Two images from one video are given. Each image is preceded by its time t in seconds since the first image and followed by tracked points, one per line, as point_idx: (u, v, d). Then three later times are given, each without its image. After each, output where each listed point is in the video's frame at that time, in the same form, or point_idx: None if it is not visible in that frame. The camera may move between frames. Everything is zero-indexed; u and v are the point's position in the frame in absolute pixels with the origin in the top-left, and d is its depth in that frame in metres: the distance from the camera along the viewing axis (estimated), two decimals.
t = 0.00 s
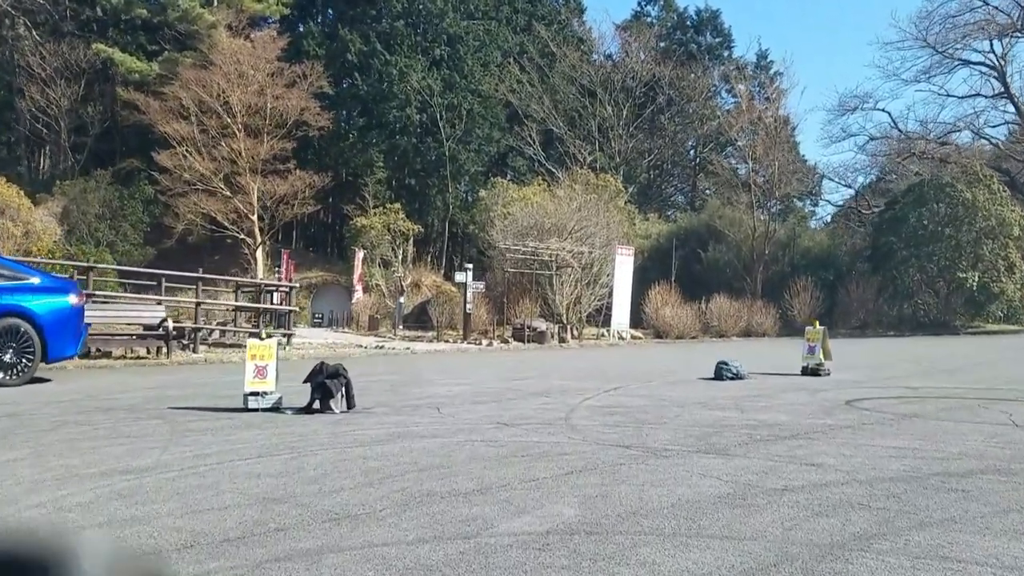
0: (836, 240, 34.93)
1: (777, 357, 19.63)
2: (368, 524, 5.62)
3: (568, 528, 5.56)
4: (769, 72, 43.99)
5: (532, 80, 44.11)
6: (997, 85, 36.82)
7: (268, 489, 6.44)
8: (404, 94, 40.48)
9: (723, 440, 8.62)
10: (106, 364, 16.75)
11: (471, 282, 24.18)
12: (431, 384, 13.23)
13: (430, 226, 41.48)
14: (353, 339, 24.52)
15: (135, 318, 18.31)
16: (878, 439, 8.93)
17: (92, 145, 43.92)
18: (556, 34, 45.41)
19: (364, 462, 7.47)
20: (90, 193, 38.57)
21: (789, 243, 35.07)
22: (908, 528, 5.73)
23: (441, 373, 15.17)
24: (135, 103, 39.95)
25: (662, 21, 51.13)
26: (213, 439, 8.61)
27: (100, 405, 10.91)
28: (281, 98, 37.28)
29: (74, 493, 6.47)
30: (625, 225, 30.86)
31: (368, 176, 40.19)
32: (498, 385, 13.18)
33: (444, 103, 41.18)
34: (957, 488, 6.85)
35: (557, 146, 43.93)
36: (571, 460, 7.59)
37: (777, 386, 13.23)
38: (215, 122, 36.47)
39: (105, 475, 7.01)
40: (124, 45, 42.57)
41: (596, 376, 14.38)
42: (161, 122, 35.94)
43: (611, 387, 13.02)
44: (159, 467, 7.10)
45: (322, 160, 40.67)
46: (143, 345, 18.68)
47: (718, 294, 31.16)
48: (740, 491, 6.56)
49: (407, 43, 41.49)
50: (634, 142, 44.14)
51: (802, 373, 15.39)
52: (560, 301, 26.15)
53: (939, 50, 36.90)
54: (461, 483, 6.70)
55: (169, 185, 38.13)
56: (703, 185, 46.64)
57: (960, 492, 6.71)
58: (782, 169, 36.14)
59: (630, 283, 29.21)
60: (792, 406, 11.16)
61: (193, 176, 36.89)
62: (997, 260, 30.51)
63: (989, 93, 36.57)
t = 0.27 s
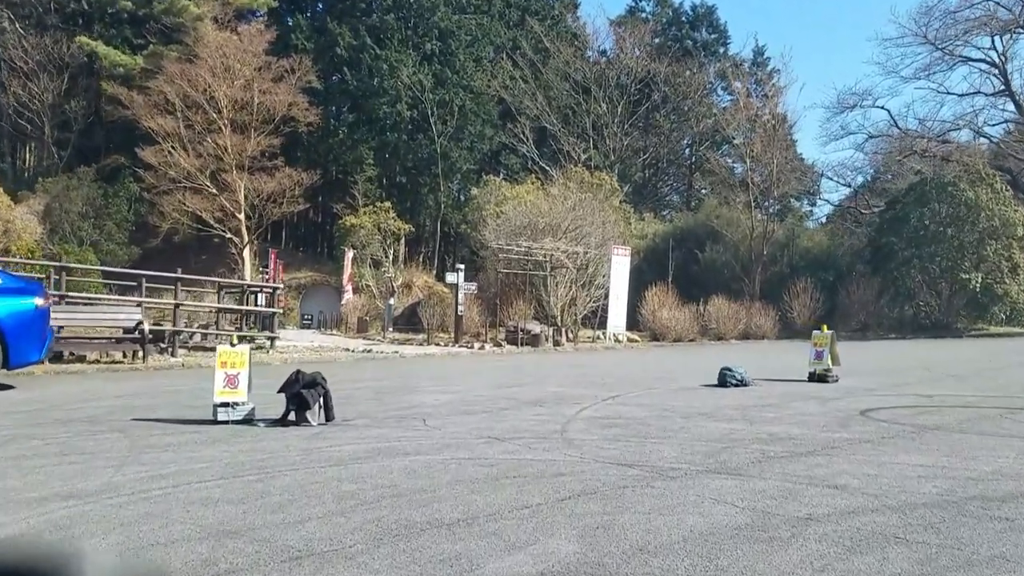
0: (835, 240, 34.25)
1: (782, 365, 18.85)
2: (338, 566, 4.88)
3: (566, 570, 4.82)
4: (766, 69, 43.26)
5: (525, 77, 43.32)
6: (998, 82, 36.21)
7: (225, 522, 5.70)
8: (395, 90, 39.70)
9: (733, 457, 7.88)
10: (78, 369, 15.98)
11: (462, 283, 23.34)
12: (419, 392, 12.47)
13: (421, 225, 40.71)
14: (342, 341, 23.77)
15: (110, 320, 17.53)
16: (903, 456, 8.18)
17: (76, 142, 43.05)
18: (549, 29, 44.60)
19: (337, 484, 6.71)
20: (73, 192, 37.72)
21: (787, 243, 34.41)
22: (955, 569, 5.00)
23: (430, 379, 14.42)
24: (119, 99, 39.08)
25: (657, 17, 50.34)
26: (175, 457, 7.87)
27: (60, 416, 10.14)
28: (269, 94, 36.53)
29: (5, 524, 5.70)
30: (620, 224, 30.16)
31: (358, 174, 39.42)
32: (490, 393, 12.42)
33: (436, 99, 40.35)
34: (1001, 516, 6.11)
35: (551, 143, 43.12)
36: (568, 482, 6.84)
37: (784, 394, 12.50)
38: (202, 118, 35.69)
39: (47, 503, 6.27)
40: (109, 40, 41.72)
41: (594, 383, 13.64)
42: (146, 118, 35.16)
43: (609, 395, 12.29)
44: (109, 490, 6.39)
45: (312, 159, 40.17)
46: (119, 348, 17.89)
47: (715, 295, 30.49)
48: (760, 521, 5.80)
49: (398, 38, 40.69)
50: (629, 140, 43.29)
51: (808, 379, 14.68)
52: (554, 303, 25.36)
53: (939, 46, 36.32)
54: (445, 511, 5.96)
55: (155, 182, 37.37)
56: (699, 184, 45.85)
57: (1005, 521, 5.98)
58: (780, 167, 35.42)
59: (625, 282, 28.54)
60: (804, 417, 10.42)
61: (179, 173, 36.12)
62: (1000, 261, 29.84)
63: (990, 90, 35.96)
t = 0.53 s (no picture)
0: (836, 241, 33.54)
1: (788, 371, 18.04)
2: None
3: None
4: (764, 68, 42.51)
5: (519, 75, 42.45)
6: (1001, 80, 35.52)
7: (169, 562, 4.95)
8: (387, 87, 38.87)
9: (746, 479, 7.13)
10: (46, 375, 15.20)
11: (453, 284, 22.45)
12: (404, 401, 11.70)
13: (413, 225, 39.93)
14: (329, 344, 22.97)
15: (83, 324, 16.73)
16: (931, 477, 7.43)
17: (61, 140, 42.19)
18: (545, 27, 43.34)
19: (303, 514, 5.94)
20: (56, 190, 36.88)
21: (787, 243, 33.77)
22: None
23: (417, 386, 13.64)
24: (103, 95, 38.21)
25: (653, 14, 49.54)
26: (129, 479, 7.12)
27: (13, 429, 9.36)
28: (257, 91, 35.78)
29: None
30: (616, 224, 29.38)
31: (348, 173, 38.65)
32: (480, 402, 11.66)
33: (428, 97, 39.47)
34: None
35: (545, 142, 42.26)
36: (564, 510, 6.09)
37: (793, 403, 11.76)
38: (188, 115, 34.90)
39: None
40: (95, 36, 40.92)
41: (590, 391, 12.88)
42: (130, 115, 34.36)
43: (607, 404, 11.54)
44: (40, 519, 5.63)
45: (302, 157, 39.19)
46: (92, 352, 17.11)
47: (713, 297, 29.76)
48: (784, 560, 5.06)
49: (390, 34, 39.88)
50: (625, 139, 42.39)
51: (815, 386, 13.93)
52: (547, 304, 24.56)
53: (940, 44, 35.69)
54: (425, 548, 5.21)
55: (140, 181, 36.55)
56: (695, 184, 44.87)
57: None
58: (780, 167, 34.63)
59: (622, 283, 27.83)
60: (817, 430, 9.67)
61: (164, 171, 35.32)
62: (1005, 262, 29.11)
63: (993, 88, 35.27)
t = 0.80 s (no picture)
0: (837, 240, 32.79)
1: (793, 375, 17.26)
2: None
3: None
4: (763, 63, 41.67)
5: (513, 69, 41.47)
6: (1006, 76, 34.77)
7: None
8: (378, 80, 37.96)
9: (763, 502, 6.37)
10: (12, 376, 14.40)
11: (444, 281, 21.54)
12: (388, 406, 10.91)
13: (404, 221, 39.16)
14: (315, 343, 22.15)
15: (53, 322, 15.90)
16: (966, 500, 6.68)
17: (45, 132, 41.26)
18: (539, 19, 42.69)
19: (260, 547, 5.17)
20: (39, 183, 35.98)
21: (787, 240, 33.02)
22: None
23: (403, 389, 12.85)
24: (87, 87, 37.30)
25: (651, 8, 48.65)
26: (69, 500, 6.34)
27: None
28: (246, 83, 35.05)
29: None
30: (612, 221, 28.57)
31: (338, 167, 37.81)
32: (469, 407, 10.88)
33: (420, 90, 38.51)
34: None
35: (540, 137, 41.34)
36: (559, 542, 5.32)
37: (804, 411, 11.00)
38: (174, 107, 34.16)
39: None
40: (81, 26, 40.01)
41: (587, 397, 12.10)
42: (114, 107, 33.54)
43: (605, 412, 10.77)
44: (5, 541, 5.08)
45: (293, 152, 38.88)
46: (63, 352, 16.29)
47: (712, 296, 28.94)
48: None
49: (381, 26, 39.02)
50: (621, 135, 41.41)
51: (824, 391, 13.17)
52: (541, 302, 23.72)
53: (942, 39, 35.03)
54: None
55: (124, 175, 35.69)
56: (692, 181, 43.90)
57: None
58: (780, 164, 33.72)
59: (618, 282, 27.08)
60: (833, 442, 8.91)
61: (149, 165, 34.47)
62: (1010, 262, 28.37)
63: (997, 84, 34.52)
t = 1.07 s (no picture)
0: (835, 238, 32.15)
1: (797, 378, 16.51)
2: None
3: None
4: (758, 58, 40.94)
5: (505, 63, 40.61)
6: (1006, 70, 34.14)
7: None
8: (366, 74, 37.30)
9: (784, 532, 5.62)
10: None
11: (432, 280, 20.68)
12: (368, 415, 10.12)
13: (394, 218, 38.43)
14: (299, 344, 21.35)
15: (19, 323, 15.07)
16: (1010, 527, 5.95)
17: (25, 127, 40.28)
18: (530, 12, 41.89)
19: None
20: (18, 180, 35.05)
21: (784, 237, 32.30)
22: None
23: (385, 395, 12.07)
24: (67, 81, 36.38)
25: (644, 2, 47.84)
26: None
27: None
28: (231, 76, 34.29)
29: None
30: (607, 218, 27.81)
31: (326, 163, 37.05)
32: (456, 417, 10.10)
33: (410, 84, 37.70)
34: None
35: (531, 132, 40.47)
36: None
37: (814, 419, 10.27)
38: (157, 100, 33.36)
39: None
40: (63, 19, 39.06)
41: (582, 404, 11.33)
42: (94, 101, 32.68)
43: (603, 421, 10.01)
44: None
45: (281, 147, 38.14)
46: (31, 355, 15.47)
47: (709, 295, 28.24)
48: None
49: (370, 19, 38.20)
50: (615, 130, 40.53)
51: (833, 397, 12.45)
52: (533, 301, 22.96)
53: (941, 33, 34.38)
54: None
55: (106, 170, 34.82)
56: (687, 177, 43.08)
57: None
58: (778, 161, 32.92)
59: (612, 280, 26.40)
60: (850, 457, 8.17)
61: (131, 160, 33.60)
62: (1013, 260, 27.72)
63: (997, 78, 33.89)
